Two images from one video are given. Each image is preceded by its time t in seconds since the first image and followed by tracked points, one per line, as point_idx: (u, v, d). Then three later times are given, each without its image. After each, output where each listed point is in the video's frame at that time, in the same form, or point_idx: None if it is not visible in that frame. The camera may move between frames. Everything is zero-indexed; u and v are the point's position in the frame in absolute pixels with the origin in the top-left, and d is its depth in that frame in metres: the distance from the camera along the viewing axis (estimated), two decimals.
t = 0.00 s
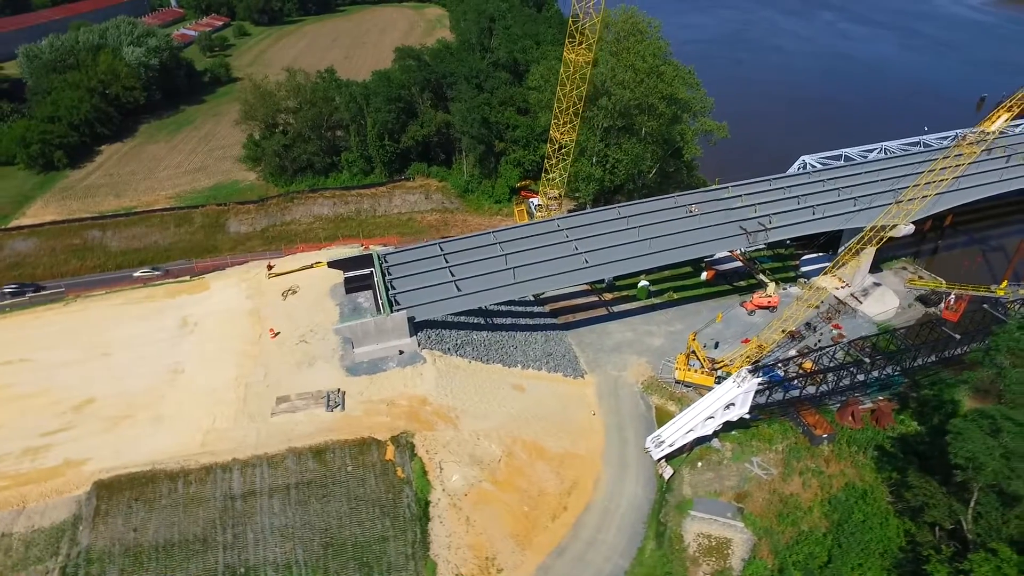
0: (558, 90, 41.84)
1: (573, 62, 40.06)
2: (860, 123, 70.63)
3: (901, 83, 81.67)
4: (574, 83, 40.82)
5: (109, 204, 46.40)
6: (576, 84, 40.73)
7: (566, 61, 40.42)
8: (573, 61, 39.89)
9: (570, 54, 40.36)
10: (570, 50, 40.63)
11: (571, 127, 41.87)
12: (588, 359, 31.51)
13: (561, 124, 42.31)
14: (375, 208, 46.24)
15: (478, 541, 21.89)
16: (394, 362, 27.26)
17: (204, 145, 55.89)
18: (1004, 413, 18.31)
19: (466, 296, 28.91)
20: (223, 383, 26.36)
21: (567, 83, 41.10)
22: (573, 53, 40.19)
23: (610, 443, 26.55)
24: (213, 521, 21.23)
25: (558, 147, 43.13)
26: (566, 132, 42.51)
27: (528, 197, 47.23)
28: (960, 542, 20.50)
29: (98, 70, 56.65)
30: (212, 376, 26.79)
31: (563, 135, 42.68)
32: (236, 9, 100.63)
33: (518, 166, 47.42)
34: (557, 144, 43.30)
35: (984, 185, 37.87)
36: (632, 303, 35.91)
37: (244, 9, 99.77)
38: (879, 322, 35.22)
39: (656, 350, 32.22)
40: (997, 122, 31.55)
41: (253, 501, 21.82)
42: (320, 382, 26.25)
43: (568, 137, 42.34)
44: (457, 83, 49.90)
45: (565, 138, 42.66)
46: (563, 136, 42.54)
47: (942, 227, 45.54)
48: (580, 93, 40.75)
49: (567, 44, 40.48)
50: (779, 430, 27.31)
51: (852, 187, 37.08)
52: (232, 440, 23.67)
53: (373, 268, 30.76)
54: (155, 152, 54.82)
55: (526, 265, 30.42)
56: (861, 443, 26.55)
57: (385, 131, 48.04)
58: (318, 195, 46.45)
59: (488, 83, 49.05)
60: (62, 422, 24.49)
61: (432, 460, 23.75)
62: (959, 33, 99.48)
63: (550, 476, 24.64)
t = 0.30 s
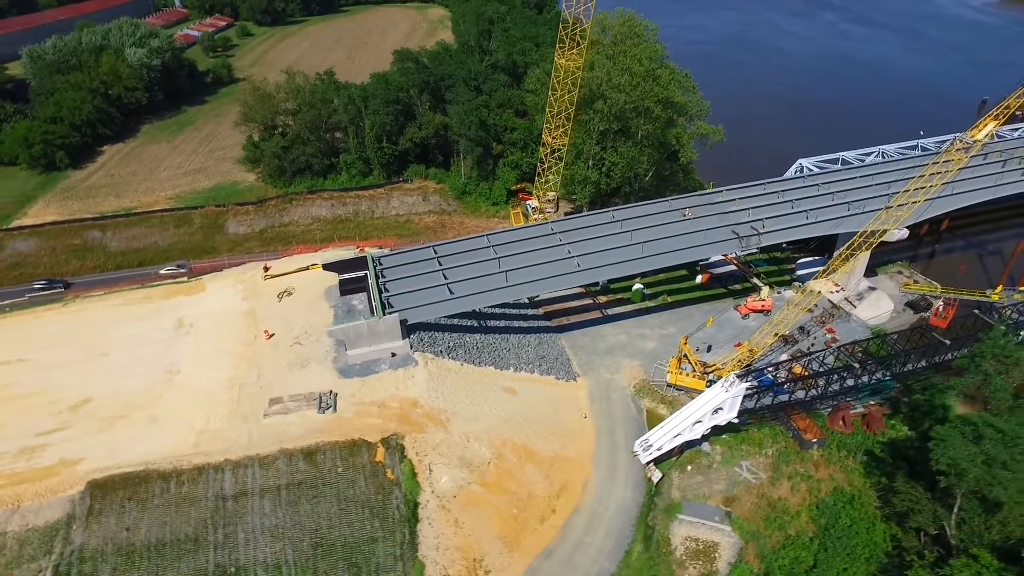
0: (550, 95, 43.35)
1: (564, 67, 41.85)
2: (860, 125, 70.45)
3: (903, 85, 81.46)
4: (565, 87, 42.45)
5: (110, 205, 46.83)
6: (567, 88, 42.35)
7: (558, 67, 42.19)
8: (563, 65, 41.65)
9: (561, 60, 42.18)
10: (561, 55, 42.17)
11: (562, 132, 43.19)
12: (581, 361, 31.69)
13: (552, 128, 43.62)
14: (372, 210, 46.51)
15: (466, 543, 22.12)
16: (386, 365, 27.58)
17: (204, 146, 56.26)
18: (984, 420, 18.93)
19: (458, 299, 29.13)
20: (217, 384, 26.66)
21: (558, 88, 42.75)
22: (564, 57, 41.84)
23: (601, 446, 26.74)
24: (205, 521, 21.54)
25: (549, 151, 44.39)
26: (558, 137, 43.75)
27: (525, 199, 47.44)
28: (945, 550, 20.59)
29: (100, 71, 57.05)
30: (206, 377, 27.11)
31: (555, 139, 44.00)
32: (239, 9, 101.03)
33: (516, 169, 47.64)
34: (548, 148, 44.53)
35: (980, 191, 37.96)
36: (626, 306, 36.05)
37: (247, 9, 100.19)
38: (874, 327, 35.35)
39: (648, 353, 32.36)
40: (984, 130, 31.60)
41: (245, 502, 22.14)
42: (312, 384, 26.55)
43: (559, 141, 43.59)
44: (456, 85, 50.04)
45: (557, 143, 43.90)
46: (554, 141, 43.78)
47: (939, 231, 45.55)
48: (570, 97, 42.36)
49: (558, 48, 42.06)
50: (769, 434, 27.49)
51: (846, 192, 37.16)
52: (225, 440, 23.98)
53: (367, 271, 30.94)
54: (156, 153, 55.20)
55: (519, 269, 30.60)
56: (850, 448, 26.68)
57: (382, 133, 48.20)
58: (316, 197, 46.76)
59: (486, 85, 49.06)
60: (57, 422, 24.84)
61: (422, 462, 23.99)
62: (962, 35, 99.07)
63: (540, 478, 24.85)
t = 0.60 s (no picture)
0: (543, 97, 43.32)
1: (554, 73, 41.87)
2: (861, 127, 70.31)
3: (905, 87, 81.22)
4: (557, 92, 42.45)
5: (110, 205, 47.24)
6: (559, 92, 42.25)
7: (549, 73, 42.15)
8: (552, 71, 41.70)
9: (551, 65, 42.21)
10: (552, 61, 42.37)
11: (554, 137, 43.38)
12: (573, 364, 31.83)
13: (545, 133, 43.79)
14: (370, 212, 46.75)
15: (454, 545, 22.35)
16: (378, 367, 27.83)
17: (205, 147, 56.62)
18: (965, 428, 19.28)
19: (451, 302, 29.34)
20: (211, 385, 26.95)
21: (550, 92, 42.74)
22: (554, 63, 41.88)
23: (591, 449, 26.91)
24: (196, 521, 21.82)
25: (542, 155, 44.58)
26: (550, 141, 43.90)
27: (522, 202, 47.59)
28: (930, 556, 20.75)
29: (102, 72, 57.52)
30: (200, 378, 27.41)
31: (548, 143, 44.32)
32: (242, 10, 101.51)
33: (513, 171, 47.79)
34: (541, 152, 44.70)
35: (976, 195, 37.96)
36: (620, 309, 36.19)
37: (250, 10, 100.61)
38: (867, 331, 35.38)
39: (641, 356, 32.48)
40: (971, 138, 31.03)
41: (236, 502, 22.41)
42: (305, 386, 26.82)
43: (552, 146, 43.76)
44: (454, 88, 50.15)
45: (550, 147, 44.07)
46: (547, 145, 43.94)
47: (935, 235, 45.54)
48: (561, 102, 42.30)
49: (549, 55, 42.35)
50: (759, 438, 27.60)
51: (841, 196, 37.21)
52: (217, 441, 24.28)
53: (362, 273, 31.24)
54: (156, 153, 55.59)
55: (511, 272, 30.78)
56: (839, 452, 26.78)
57: (380, 135, 48.38)
58: (314, 198, 47.04)
59: (483, 88, 49.21)
60: (53, 422, 25.17)
61: (412, 465, 24.22)
62: (966, 37, 98.66)
63: (529, 481, 25.06)
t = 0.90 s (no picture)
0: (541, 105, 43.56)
1: (544, 78, 42.13)
2: (861, 129, 70.09)
3: (906, 89, 80.95)
4: (548, 98, 42.67)
5: (110, 206, 47.66)
6: (552, 98, 42.46)
7: (539, 78, 42.34)
8: (544, 76, 41.87)
9: (542, 71, 42.48)
10: (543, 66, 42.35)
11: (546, 143, 43.70)
12: (566, 367, 31.99)
13: (538, 136, 43.92)
14: (368, 214, 47.02)
15: (441, 547, 22.55)
16: (370, 370, 28.08)
17: (206, 148, 57.00)
18: (947, 435, 19.29)
19: (443, 306, 29.50)
20: (204, 387, 27.25)
21: (541, 97, 42.92)
22: (545, 69, 41.86)
23: (580, 453, 27.09)
24: (187, 522, 22.10)
25: (534, 160, 44.65)
26: (542, 147, 44.21)
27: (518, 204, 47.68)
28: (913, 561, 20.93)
29: (104, 74, 57.96)
30: (194, 379, 27.71)
31: (541, 148, 44.44)
32: (245, 10, 101.99)
33: (510, 174, 47.95)
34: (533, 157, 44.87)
35: (972, 200, 37.89)
36: (614, 313, 36.37)
37: (253, 10, 101.03)
38: (861, 336, 35.39)
39: (634, 360, 32.59)
40: (956, 145, 31.80)
41: (226, 503, 22.69)
42: (297, 388, 27.10)
43: (544, 151, 44.11)
44: (452, 90, 50.28)
45: (541, 153, 44.34)
46: (538, 150, 44.24)
47: (931, 239, 45.56)
48: (554, 108, 42.49)
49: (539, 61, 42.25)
50: (748, 443, 27.69)
51: (835, 201, 37.24)
52: (209, 443, 24.57)
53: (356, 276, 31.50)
54: (157, 154, 55.99)
55: (504, 276, 30.91)
56: (828, 458, 26.92)
57: (378, 137, 48.58)
58: (312, 200, 47.36)
59: (481, 91, 49.39)
60: (48, 422, 25.51)
61: (401, 467, 24.47)
62: (969, 40, 98.27)
63: (518, 484, 25.25)
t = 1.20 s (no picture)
0: (535, 110, 43.39)
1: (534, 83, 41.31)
2: (861, 132, 69.99)
3: (906, 91, 80.74)
4: (538, 103, 42.33)
5: (110, 207, 48.06)
6: (543, 103, 42.23)
7: (528, 83, 41.68)
8: (533, 81, 41.37)
9: (532, 75, 41.84)
10: (532, 71, 41.78)
11: (537, 148, 43.42)
12: (558, 370, 32.16)
13: (529, 140, 43.68)
14: (365, 216, 47.27)
15: (429, 549, 22.76)
16: (361, 372, 28.32)
17: (206, 149, 57.37)
18: (929, 443, 19.45)
19: (435, 309, 29.73)
20: (198, 388, 27.53)
21: (531, 103, 42.61)
22: (534, 74, 41.31)
23: (570, 456, 27.26)
24: (178, 522, 22.37)
25: (525, 164, 44.39)
26: (533, 152, 43.98)
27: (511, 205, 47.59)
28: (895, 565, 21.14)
29: (105, 75, 58.38)
30: (188, 381, 27.99)
31: (532, 152, 44.07)
32: (248, 11, 102.44)
33: (507, 176, 48.12)
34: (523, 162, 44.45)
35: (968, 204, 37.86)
36: (608, 316, 36.51)
37: (255, 11, 101.43)
38: (854, 340, 35.36)
39: (626, 363, 32.72)
40: (943, 152, 32.04)
41: (217, 504, 22.95)
42: (289, 390, 27.36)
43: (536, 156, 43.79)
44: (449, 93, 50.42)
45: (532, 158, 44.14)
46: (529, 155, 43.99)
47: (927, 243, 45.61)
48: (545, 113, 42.17)
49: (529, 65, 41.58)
50: (738, 446, 27.74)
51: (829, 205, 37.32)
52: (201, 444, 24.85)
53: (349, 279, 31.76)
54: (158, 155, 56.37)
55: (496, 280, 31.08)
56: (817, 462, 27.03)
57: (375, 139, 48.79)
58: (309, 202, 47.64)
59: (478, 94, 49.57)
60: (43, 423, 25.83)
61: (390, 469, 24.70)
62: (971, 42, 97.91)
63: (507, 487, 25.46)
